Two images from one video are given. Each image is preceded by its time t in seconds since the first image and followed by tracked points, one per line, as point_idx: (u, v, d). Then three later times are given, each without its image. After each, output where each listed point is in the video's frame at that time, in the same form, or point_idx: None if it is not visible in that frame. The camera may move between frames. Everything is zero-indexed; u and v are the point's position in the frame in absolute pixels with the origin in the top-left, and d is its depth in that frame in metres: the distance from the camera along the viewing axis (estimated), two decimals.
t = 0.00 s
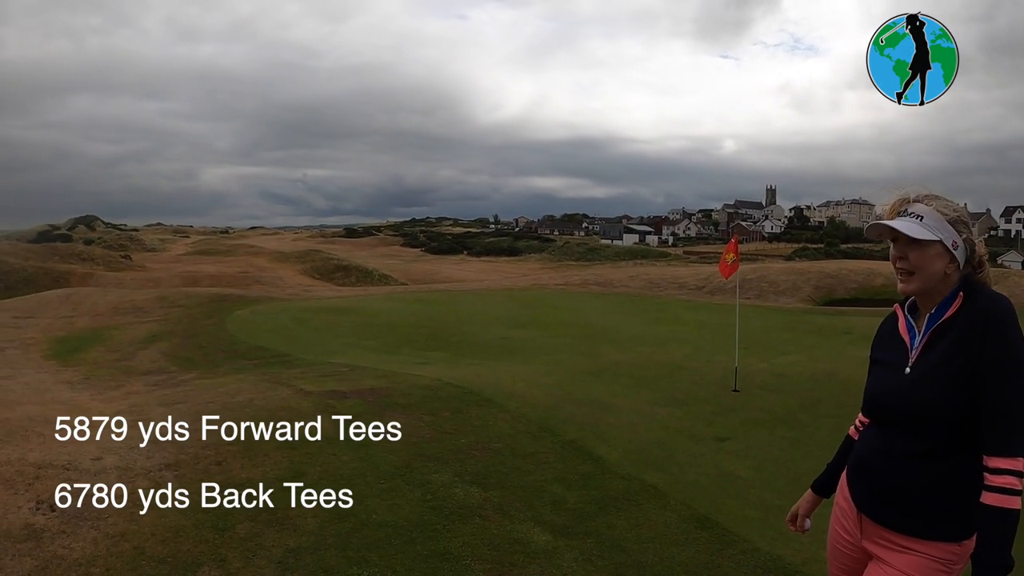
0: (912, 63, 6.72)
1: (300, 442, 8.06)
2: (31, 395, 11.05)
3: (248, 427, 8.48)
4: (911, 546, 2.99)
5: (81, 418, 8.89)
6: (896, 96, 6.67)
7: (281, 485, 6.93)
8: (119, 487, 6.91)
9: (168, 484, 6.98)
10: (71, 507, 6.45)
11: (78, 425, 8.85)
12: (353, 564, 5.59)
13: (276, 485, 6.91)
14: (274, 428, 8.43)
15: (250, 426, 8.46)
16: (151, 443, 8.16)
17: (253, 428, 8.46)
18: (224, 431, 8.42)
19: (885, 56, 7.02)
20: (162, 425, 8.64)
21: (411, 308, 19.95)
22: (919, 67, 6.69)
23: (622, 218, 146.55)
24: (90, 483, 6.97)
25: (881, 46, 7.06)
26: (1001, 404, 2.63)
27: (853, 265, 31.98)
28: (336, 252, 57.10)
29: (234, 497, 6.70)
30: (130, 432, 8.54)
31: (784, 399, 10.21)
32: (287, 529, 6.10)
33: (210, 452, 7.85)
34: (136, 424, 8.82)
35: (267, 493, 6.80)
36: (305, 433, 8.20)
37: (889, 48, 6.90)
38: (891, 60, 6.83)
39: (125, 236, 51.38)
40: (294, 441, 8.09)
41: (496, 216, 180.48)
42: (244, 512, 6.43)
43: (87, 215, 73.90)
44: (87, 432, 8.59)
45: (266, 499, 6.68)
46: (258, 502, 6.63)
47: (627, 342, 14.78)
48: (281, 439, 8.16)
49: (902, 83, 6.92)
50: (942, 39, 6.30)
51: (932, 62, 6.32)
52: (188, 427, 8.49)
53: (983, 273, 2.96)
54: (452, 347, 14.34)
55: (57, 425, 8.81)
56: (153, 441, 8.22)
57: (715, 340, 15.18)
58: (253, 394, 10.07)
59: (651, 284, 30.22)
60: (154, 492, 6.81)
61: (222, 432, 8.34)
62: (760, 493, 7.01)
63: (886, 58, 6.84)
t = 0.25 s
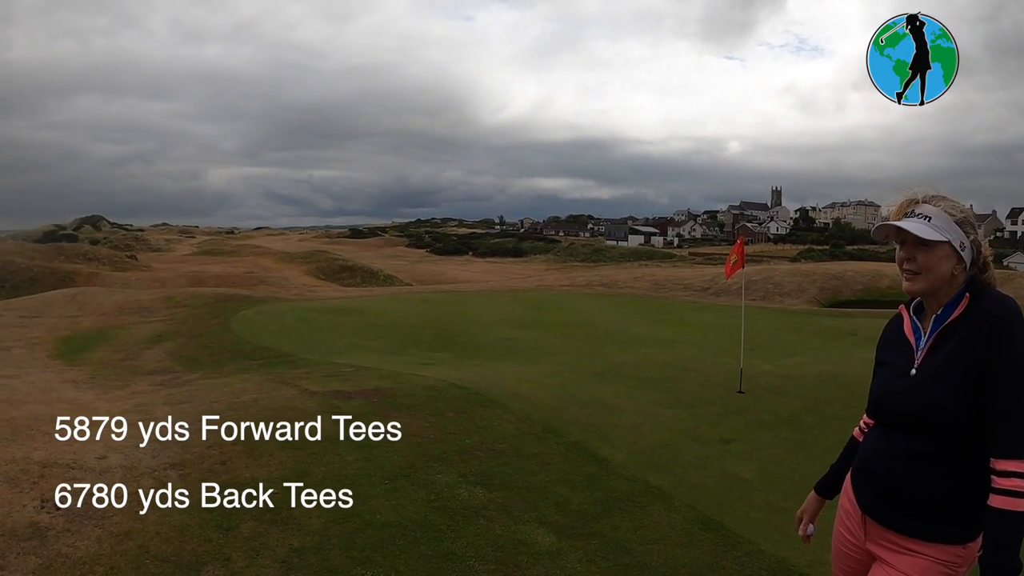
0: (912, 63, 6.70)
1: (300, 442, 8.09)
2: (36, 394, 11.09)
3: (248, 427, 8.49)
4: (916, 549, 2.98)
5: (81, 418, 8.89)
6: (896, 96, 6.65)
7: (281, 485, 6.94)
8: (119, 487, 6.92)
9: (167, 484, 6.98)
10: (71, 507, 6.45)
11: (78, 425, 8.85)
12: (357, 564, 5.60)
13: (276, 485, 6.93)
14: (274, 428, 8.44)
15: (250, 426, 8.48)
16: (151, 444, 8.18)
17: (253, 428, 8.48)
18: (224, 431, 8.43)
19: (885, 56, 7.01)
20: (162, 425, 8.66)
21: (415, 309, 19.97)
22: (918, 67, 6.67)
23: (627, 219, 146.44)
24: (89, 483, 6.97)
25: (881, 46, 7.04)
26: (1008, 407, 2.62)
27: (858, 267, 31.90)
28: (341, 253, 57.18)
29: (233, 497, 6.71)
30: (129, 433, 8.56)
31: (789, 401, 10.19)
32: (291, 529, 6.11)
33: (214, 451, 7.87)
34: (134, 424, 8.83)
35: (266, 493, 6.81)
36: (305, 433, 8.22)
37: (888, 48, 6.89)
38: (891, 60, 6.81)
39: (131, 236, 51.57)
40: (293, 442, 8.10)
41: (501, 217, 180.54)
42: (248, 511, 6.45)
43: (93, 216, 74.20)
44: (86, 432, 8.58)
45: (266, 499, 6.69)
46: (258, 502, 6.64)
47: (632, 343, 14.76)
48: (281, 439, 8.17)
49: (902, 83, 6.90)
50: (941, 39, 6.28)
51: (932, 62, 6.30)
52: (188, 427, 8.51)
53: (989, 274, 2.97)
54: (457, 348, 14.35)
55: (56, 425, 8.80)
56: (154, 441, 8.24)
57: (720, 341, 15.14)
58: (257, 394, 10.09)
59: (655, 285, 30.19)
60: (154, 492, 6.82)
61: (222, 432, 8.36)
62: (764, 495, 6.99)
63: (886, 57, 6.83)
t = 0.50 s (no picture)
0: (912, 63, 6.69)
1: (300, 443, 8.10)
2: (40, 393, 11.13)
3: (248, 427, 8.51)
4: (918, 551, 2.98)
5: (81, 418, 8.88)
6: (896, 97, 6.65)
7: (280, 485, 6.95)
8: (119, 487, 6.92)
9: (168, 484, 6.99)
10: (71, 507, 6.45)
11: (78, 425, 8.83)
12: (360, 564, 5.61)
13: (276, 485, 6.94)
14: (274, 428, 8.45)
15: (249, 426, 8.49)
16: (152, 443, 8.19)
17: (253, 428, 8.49)
18: (225, 431, 8.44)
19: (885, 56, 7.00)
20: (163, 425, 8.68)
21: (419, 309, 19.99)
22: (918, 67, 6.67)
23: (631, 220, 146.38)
24: (89, 483, 6.97)
25: (881, 46, 7.03)
26: (1010, 408, 2.61)
27: (862, 268, 31.84)
28: (346, 253, 57.26)
29: (234, 497, 6.72)
30: (129, 433, 8.57)
31: (793, 403, 10.17)
32: (293, 529, 6.12)
33: (217, 451, 7.88)
34: (133, 425, 8.84)
35: (266, 492, 6.82)
36: (304, 433, 8.24)
37: (888, 48, 6.88)
38: (891, 60, 6.81)
39: (136, 236, 51.68)
40: (293, 442, 8.12)
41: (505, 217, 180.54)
42: (250, 511, 6.47)
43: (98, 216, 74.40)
44: (87, 432, 8.58)
45: (266, 499, 6.70)
46: (258, 502, 6.65)
47: (635, 344, 14.75)
48: (281, 439, 8.19)
49: (902, 83, 6.90)
50: (941, 39, 6.28)
51: (932, 62, 6.30)
52: (188, 427, 8.53)
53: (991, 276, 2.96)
54: (460, 348, 14.36)
55: (56, 424, 8.79)
56: (154, 441, 8.25)
57: (723, 343, 15.13)
58: (261, 394, 10.11)
59: (659, 287, 30.17)
60: (154, 492, 6.82)
61: (223, 432, 8.37)
62: (767, 496, 6.98)
63: (886, 57, 6.83)
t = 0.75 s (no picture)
0: (912, 63, 6.70)
1: (300, 443, 8.09)
2: (37, 393, 11.09)
3: (248, 427, 8.49)
4: (913, 551, 2.99)
5: (81, 418, 8.86)
6: (897, 96, 6.66)
7: (281, 485, 6.94)
8: (119, 487, 6.91)
9: (167, 484, 6.97)
10: (71, 507, 6.44)
11: (78, 425, 8.82)
12: (356, 563, 5.61)
13: (277, 485, 6.92)
14: (274, 428, 8.44)
15: (249, 426, 8.48)
16: (151, 443, 8.17)
17: (253, 428, 8.48)
18: (225, 431, 8.43)
19: (885, 56, 7.02)
20: (162, 425, 8.66)
21: (416, 309, 20.01)
22: (918, 67, 6.68)
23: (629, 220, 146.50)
24: (89, 483, 6.96)
25: (881, 46, 7.04)
26: (1005, 409, 2.62)
27: (859, 268, 31.91)
28: (343, 253, 57.20)
29: (233, 497, 6.71)
30: (129, 433, 8.55)
31: (789, 402, 10.20)
32: (289, 529, 6.11)
33: (214, 451, 7.87)
34: (134, 424, 8.82)
35: (266, 493, 6.81)
36: (305, 433, 8.23)
37: (888, 48, 6.89)
38: (891, 60, 6.82)
39: (133, 236, 51.59)
40: (294, 442, 8.11)
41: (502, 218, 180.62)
42: (246, 511, 6.46)
43: (94, 216, 74.29)
44: (86, 432, 8.57)
45: (266, 499, 6.69)
46: (258, 502, 6.64)
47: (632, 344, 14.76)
48: (282, 439, 8.18)
49: (902, 83, 6.91)
50: (941, 39, 6.28)
51: (932, 62, 6.30)
52: (188, 427, 8.51)
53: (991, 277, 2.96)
54: (457, 348, 14.35)
55: (56, 424, 8.78)
56: (153, 441, 8.23)
57: (720, 343, 15.15)
58: (257, 394, 10.10)
59: (656, 287, 30.21)
60: (154, 492, 6.81)
61: (222, 432, 8.35)
62: (763, 496, 7.00)
63: (886, 58, 6.83)
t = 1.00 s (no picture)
0: (912, 63, 6.73)
1: (300, 442, 8.08)
2: (30, 393, 11.03)
3: (248, 427, 8.48)
4: (905, 549, 3.00)
5: (81, 418, 8.86)
6: (897, 96, 6.68)
7: (281, 485, 6.93)
8: (119, 487, 6.90)
9: (168, 484, 6.96)
10: (70, 507, 6.43)
11: (78, 425, 8.81)
12: (350, 563, 5.60)
13: (276, 485, 6.91)
14: (274, 428, 8.44)
15: (250, 426, 8.47)
16: (151, 443, 8.16)
17: (253, 428, 8.47)
18: (224, 431, 8.42)
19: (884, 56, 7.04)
20: (162, 425, 8.64)
21: (411, 309, 19.98)
22: (918, 67, 6.70)
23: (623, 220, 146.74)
24: (89, 483, 6.95)
25: (881, 46, 7.06)
26: (998, 408, 2.63)
27: (852, 268, 32.02)
28: (337, 253, 57.12)
29: (233, 497, 6.70)
30: (130, 433, 8.53)
31: (783, 402, 10.22)
32: (284, 530, 6.10)
33: (208, 451, 7.85)
34: (135, 424, 8.80)
35: (266, 493, 6.80)
36: (305, 433, 8.22)
37: (888, 48, 6.91)
38: (891, 60, 6.84)
39: (127, 236, 51.40)
40: (294, 441, 8.09)
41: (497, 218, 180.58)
42: (240, 511, 6.44)
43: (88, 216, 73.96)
44: (86, 432, 8.56)
45: (266, 499, 6.68)
46: (258, 502, 6.63)
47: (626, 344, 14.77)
48: (282, 439, 8.16)
49: (902, 83, 6.93)
50: (942, 39, 6.30)
51: (933, 62, 6.32)
52: (187, 426, 8.50)
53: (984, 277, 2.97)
54: (451, 348, 14.34)
55: (57, 424, 8.79)
56: (153, 441, 8.22)
57: (715, 343, 15.18)
58: (251, 395, 10.06)
59: (651, 287, 30.26)
60: (154, 492, 6.80)
61: (222, 432, 8.34)
62: (757, 495, 7.01)
63: (886, 57, 6.85)
